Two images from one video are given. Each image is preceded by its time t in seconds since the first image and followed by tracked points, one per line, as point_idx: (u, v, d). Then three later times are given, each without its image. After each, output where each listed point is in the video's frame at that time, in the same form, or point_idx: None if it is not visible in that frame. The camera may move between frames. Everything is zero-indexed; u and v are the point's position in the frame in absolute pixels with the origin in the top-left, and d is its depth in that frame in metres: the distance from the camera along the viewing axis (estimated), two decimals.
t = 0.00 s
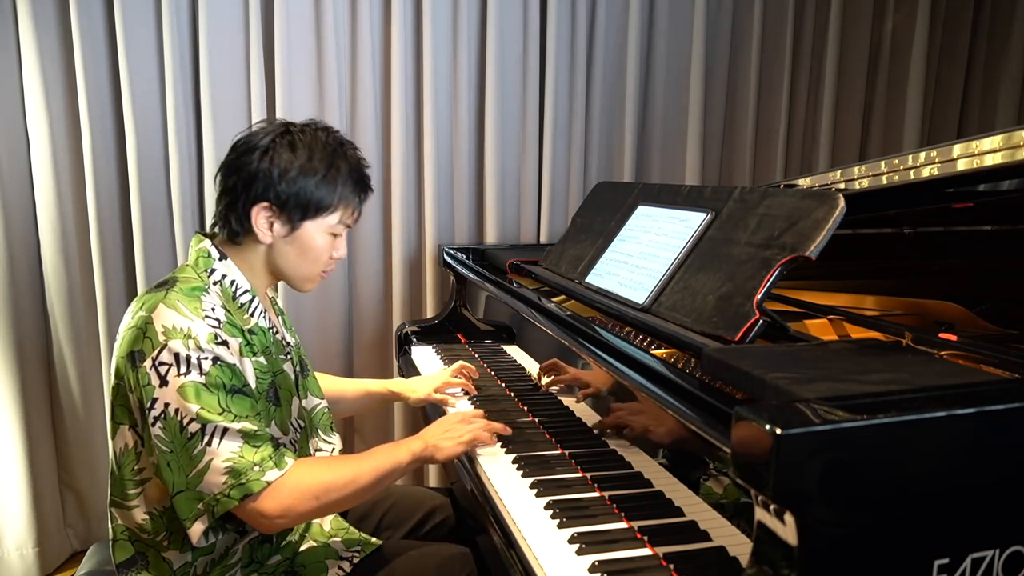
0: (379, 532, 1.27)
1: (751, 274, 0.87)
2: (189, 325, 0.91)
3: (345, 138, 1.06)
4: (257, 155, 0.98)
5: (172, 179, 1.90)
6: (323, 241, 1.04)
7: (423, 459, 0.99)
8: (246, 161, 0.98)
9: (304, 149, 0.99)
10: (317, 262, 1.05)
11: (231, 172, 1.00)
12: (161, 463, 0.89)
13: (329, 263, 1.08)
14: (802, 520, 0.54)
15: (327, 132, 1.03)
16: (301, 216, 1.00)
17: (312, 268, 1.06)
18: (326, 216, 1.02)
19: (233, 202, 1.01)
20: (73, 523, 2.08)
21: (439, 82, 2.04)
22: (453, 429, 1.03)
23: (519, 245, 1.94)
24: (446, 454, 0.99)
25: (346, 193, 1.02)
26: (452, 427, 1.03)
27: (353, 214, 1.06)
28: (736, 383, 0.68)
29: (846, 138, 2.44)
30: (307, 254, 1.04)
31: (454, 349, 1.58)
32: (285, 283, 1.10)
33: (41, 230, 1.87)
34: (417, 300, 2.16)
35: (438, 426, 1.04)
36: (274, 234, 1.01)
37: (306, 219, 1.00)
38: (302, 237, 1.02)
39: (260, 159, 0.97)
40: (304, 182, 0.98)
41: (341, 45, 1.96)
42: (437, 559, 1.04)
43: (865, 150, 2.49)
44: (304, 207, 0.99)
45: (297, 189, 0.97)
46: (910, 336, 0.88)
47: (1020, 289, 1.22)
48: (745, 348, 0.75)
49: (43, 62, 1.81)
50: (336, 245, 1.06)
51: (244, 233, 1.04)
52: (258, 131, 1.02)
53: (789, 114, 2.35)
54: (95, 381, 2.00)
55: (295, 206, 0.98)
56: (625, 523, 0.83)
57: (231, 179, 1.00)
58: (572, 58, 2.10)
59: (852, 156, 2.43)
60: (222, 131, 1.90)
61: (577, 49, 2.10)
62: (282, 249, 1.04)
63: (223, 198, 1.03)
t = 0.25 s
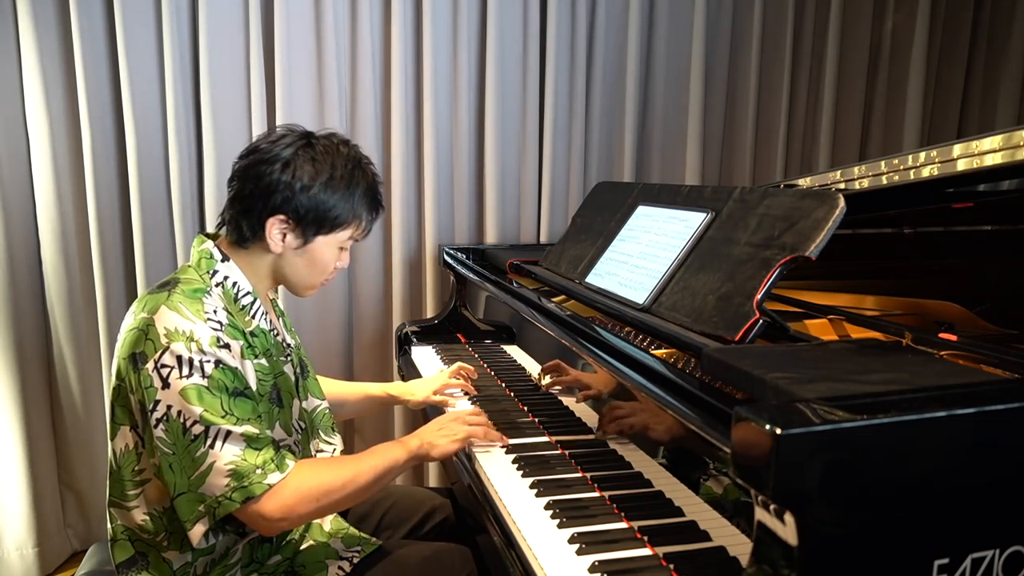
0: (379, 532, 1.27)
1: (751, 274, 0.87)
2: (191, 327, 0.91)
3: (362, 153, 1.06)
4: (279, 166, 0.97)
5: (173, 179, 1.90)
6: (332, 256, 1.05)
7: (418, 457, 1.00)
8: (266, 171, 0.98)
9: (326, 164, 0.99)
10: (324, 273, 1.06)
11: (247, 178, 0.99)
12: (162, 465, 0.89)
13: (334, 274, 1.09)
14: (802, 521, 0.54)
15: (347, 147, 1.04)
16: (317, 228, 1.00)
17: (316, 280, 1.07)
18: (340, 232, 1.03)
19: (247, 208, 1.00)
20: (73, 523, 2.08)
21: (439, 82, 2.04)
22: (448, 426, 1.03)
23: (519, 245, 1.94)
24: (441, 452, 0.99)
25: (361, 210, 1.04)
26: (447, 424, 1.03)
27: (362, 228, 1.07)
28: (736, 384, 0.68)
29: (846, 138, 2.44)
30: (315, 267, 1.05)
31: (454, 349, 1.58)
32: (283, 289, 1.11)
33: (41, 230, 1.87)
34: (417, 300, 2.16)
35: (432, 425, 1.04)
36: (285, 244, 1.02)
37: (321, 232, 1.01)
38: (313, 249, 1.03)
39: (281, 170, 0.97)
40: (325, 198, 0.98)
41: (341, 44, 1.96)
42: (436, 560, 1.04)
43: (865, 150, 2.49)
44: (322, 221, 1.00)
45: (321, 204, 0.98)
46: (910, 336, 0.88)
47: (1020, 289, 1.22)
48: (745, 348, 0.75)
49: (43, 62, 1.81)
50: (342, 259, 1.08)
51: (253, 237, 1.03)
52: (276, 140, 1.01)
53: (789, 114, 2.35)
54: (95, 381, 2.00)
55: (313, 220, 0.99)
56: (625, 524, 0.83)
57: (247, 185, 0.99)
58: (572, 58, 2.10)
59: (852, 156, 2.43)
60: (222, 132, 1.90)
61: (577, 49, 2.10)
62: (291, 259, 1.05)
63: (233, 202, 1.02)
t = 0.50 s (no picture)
0: (378, 532, 1.27)
1: (751, 274, 0.87)
2: (194, 329, 0.91)
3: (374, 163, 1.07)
4: (293, 169, 0.98)
5: (173, 179, 1.90)
6: (334, 262, 1.06)
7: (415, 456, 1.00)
8: (279, 172, 0.97)
9: (340, 170, 1.00)
10: (325, 278, 1.07)
11: (258, 178, 0.98)
12: (165, 466, 0.89)
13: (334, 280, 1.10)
14: (802, 521, 0.54)
15: (361, 156, 1.05)
16: (323, 234, 1.01)
17: (315, 285, 1.08)
18: (345, 239, 1.03)
19: (255, 207, 0.99)
20: (73, 523, 2.08)
21: (439, 82, 2.04)
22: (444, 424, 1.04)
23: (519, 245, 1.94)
24: (436, 449, 0.99)
25: (367, 220, 1.04)
26: (443, 423, 1.04)
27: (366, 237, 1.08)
28: (736, 383, 0.68)
29: (846, 138, 2.44)
30: (317, 271, 1.06)
31: (454, 349, 1.58)
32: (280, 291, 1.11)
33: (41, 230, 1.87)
34: (417, 300, 2.16)
35: (429, 424, 1.05)
36: (290, 247, 1.02)
37: (328, 238, 1.01)
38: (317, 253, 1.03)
39: (295, 174, 0.97)
40: (336, 204, 0.99)
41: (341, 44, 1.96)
42: (437, 560, 1.04)
43: (865, 150, 2.49)
44: (330, 228, 1.00)
45: (332, 213, 0.99)
46: (909, 336, 0.88)
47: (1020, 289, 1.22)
48: (745, 348, 0.75)
49: (43, 62, 1.82)
50: (342, 265, 1.08)
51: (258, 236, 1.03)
52: (290, 143, 1.01)
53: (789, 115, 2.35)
54: (95, 381, 2.00)
55: (321, 226, 1.00)
56: (625, 524, 0.83)
57: (258, 185, 0.99)
58: (572, 58, 2.10)
59: (852, 156, 2.43)
60: (222, 131, 1.90)
61: (577, 50, 2.10)
62: (293, 261, 1.05)
63: (241, 200, 1.01)
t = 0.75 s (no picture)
0: (378, 533, 1.27)
1: (751, 274, 0.87)
2: (192, 329, 0.91)
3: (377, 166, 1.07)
4: (295, 169, 0.98)
5: (173, 179, 1.90)
6: (333, 263, 1.06)
7: (412, 460, 1.01)
8: (281, 172, 0.97)
9: (342, 171, 1.00)
10: (324, 279, 1.07)
11: (261, 177, 0.99)
12: (162, 466, 0.89)
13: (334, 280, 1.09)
14: (801, 521, 0.54)
15: (364, 159, 1.05)
16: (324, 235, 1.01)
17: (315, 285, 1.08)
18: (345, 241, 1.03)
19: (257, 207, 0.99)
20: (73, 523, 2.08)
21: (439, 82, 2.04)
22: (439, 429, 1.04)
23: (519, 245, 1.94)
24: (435, 455, 1.01)
25: (367, 221, 1.04)
26: (439, 427, 1.05)
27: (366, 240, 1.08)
28: (736, 383, 0.68)
29: (846, 138, 2.44)
30: (317, 271, 1.05)
31: (454, 349, 1.58)
32: (280, 291, 1.10)
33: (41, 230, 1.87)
34: (417, 300, 2.16)
35: (427, 428, 1.05)
36: (290, 247, 1.02)
37: (329, 239, 1.01)
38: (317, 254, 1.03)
39: (298, 174, 0.97)
40: (337, 204, 0.99)
41: (342, 45, 1.96)
42: (436, 560, 1.04)
43: (865, 150, 2.49)
44: (331, 228, 1.00)
45: (334, 214, 0.99)
46: (909, 335, 0.88)
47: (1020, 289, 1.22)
48: (745, 348, 0.75)
49: (43, 62, 1.82)
50: (342, 266, 1.08)
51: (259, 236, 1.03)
52: (294, 143, 1.01)
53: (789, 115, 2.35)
54: (95, 380, 2.00)
55: (322, 226, 0.99)
56: (625, 523, 0.83)
57: (260, 184, 0.99)
58: (572, 58, 2.11)
59: (852, 156, 2.43)
60: (222, 130, 1.90)
61: (577, 50, 2.10)
62: (293, 261, 1.05)
63: (243, 199, 1.01)
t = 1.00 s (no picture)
0: (378, 532, 1.27)
1: (751, 274, 0.87)
2: (193, 327, 0.91)
3: (364, 152, 1.07)
4: (278, 161, 0.98)
5: (173, 178, 1.90)
6: (331, 253, 1.05)
7: (412, 465, 1.00)
8: (265, 165, 0.98)
9: (326, 159, 1.00)
10: (323, 271, 1.06)
11: (247, 174, 1.00)
12: (165, 464, 0.90)
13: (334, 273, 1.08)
14: (802, 521, 0.54)
15: (349, 145, 1.04)
16: (314, 224, 1.00)
17: (315, 279, 1.07)
18: (339, 227, 1.03)
19: (246, 203, 1.00)
20: (73, 523, 2.08)
21: (439, 83, 2.04)
22: (441, 434, 1.04)
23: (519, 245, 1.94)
24: (435, 459, 1.00)
25: (358, 209, 1.04)
26: (440, 431, 1.04)
27: (362, 226, 1.07)
28: (736, 383, 0.68)
29: (846, 138, 2.44)
30: (315, 264, 1.05)
31: (454, 349, 1.57)
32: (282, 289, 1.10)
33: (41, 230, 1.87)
34: (417, 300, 2.16)
35: (429, 432, 1.05)
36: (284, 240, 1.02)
37: (320, 228, 1.01)
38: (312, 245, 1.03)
39: (281, 165, 0.98)
40: (322, 192, 0.99)
41: (342, 45, 1.96)
42: (436, 561, 1.04)
43: (865, 150, 2.49)
44: (319, 216, 1.00)
45: (319, 200, 0.99)
46: (909, 336, 0.88)
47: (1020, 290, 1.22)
48: (745, 348, 0.75)
49: (43, 62, 1.82)
50: (342, 257, 1.08)
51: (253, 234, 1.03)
52: (278, 137, 1.02)
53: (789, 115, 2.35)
54: (95, 380, 2.00)
55: (311, 215, 0.99)
56: (625, 523, 0.83)
57: (247, 180, 1.00)
58: (572, 58, 2.10)
59: (852, 156, 2.43)
60: (222, 131, 1.90)
61: (577, 50, 2.10)
62: (290, 255, 1.04)
63: (234, 198, 1.03)
